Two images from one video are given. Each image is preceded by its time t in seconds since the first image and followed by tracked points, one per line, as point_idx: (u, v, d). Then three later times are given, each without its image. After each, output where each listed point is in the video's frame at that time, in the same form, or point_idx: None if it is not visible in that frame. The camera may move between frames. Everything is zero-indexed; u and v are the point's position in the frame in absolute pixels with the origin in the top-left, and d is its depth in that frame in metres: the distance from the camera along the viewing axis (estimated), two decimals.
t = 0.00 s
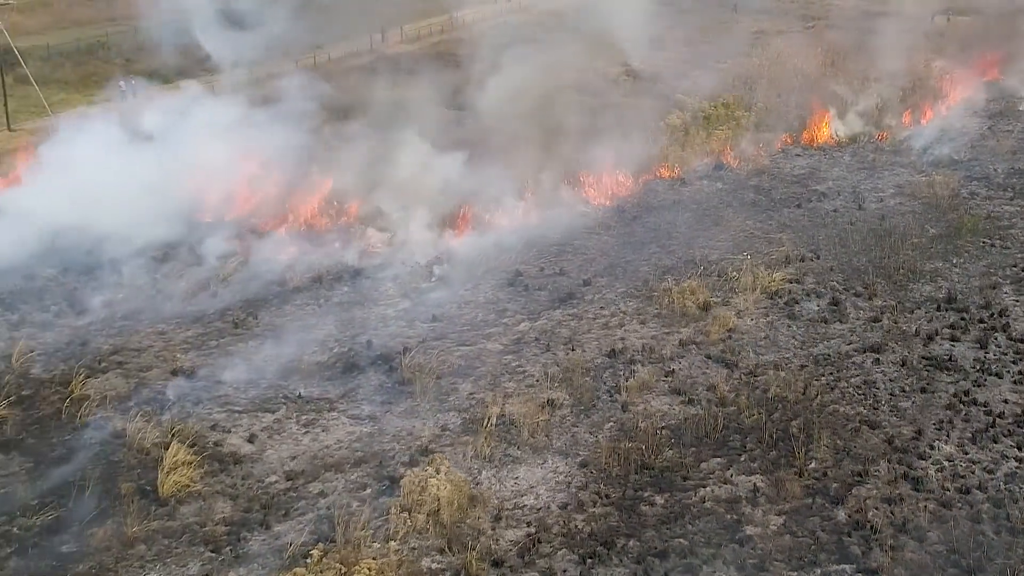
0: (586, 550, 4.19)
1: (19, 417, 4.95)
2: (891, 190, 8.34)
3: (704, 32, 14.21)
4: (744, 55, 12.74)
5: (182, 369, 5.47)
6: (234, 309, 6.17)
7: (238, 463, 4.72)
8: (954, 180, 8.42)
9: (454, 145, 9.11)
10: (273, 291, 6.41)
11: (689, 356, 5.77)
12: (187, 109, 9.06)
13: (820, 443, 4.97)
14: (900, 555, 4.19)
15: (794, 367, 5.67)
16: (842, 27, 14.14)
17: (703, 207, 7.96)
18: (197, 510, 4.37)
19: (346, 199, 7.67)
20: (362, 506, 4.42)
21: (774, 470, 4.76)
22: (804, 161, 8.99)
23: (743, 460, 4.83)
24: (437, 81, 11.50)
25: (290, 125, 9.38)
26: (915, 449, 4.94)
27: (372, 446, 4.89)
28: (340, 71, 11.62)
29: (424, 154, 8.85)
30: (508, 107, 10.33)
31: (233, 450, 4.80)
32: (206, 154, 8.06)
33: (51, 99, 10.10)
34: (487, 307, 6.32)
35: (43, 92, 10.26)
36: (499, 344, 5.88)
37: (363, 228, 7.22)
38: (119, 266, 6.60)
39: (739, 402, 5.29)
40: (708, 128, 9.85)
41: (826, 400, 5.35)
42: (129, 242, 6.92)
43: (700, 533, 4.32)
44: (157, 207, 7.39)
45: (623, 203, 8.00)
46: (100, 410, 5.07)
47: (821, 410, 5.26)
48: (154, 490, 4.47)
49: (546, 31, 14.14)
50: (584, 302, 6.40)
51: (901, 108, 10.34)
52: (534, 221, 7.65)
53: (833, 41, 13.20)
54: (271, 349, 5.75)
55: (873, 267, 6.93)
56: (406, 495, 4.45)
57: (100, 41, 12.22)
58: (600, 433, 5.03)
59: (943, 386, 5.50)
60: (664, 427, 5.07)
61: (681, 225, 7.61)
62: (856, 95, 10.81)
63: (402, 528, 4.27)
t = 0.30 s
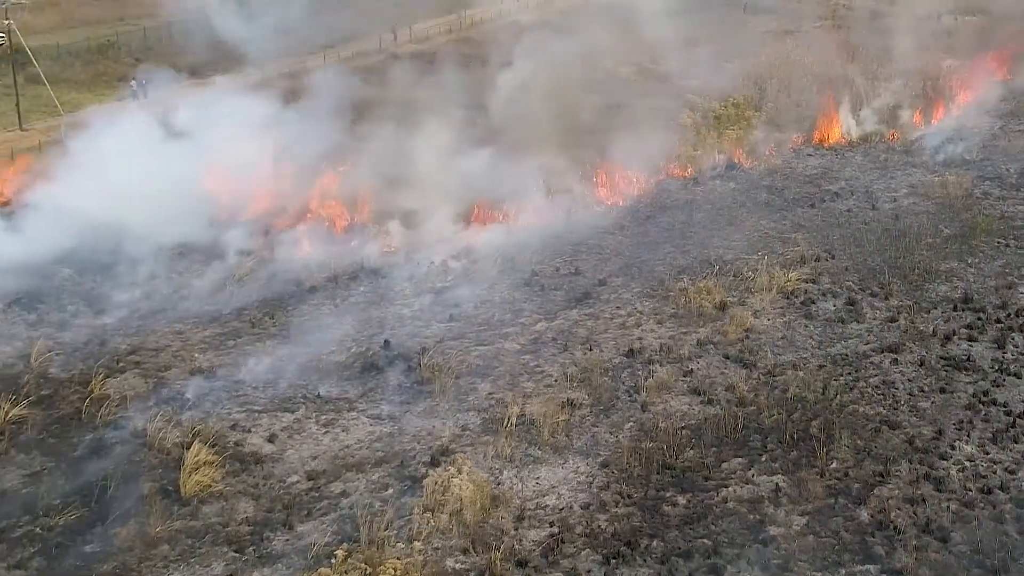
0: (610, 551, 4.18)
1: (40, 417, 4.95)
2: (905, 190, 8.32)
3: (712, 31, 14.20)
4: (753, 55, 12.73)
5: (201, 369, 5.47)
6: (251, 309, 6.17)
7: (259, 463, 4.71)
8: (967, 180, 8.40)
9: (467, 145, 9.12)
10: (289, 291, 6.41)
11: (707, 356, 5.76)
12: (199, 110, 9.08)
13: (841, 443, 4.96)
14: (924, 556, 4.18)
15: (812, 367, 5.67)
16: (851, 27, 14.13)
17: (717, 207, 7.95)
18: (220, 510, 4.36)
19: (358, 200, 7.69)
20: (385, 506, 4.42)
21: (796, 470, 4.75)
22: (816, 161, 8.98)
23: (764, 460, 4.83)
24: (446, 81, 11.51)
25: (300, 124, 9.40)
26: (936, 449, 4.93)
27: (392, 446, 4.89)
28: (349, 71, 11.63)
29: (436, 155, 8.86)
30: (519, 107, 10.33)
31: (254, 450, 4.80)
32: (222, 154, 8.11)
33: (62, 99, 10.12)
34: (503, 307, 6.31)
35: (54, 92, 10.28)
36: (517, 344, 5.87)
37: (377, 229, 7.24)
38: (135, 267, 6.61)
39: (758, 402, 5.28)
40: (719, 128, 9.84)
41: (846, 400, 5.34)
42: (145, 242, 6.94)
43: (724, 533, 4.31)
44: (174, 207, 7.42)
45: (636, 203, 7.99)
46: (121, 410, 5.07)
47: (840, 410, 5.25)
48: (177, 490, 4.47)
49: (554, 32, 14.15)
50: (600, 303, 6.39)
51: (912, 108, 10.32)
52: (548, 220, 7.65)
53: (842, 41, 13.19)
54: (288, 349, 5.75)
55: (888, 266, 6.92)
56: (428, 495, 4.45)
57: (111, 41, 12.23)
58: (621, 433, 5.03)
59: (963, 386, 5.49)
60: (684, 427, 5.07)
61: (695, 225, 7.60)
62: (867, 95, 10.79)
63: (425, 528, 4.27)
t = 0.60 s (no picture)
0: (631, 552, 4.17)
1: (56, 418, 4.94)
2: (915, 190, 8.31)
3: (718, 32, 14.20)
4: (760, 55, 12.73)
5: (216, 370, 5.46)
6: (264, 309, 6.15)
7: (277, 464, 4.70)
8: (977, 180, 8.39)
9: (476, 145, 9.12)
10: (301, 291, 6.40)
11: (722, 356, 5.76)
12: (211, 106, 9.03)
13: (859, 443, 4.95)
14: (945, 557, 4.16)
15: (828, 368, 5.66)
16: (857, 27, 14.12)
17: (728, 207, 7.94)
18: (239, 511, 4.35)
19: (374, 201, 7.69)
20: (404, 507, 4.41)
21: (814, 471, 4.74)
22: (825, 161, 8.97)
23: (782, 460, 4.82)
24: (453, 81, 11.52)
25: (312, 123, 9.37)
26: (955, 450, 4.92)
27: (410, 447, 4.88)
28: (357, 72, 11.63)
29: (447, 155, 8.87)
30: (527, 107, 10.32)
31: (272, 451, 4.79)
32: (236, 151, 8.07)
33: (71, 99, 10.12)
34: (517, 307, 6.30)
35: (61, 92, 10.28)
36: (531, 344, 5.87)
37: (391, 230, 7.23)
38: (154, 265, 6.61)
39: (775, 402, 5.28)
40: (727, 128, 9.84)
41: (862, 401, 5.33)
42: (163, 240, 6.93)
43: (744, 534, 4.30)
44: (190, 206, 7.41)
45: (647, 204, 7.98)
46: (137, 410, 5.06)
47: (857, 411, 5.24)
48: (195, 491, 4.46)
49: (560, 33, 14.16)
50: (614, 303, 6.38)
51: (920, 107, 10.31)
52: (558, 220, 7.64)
53: (849, 41, 13.19)
54: (303, 350, 5.73)
55: (901, 267, 6.91)
56: (448, 496, 4.44)
57: (118, 40, 12.23)
58: (638, 433, 5.03)
59: (979, 387, 5.47)
60: (701, 428, 5.06)
61: (706, 225, 7.59)
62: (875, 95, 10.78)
63: (446, 529, 4.26)
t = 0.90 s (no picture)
0: (648, 553, 4.16)
1: (70, 419, 4.94)
2: (925, 191, 8.30)
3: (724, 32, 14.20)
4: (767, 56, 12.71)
5: (229, 371, 5.46)
6: (276, 310, 6.15)
7: (293, 465, 4.70)
8: (986, 180, 8.37)
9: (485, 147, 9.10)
10: (312, 292, 6.39)
11: (735, 357, 5.76)
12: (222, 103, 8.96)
13: (874, 445, 4.93)
14: (963, 558, 4.15)
15: (841, 369, 5.65)
16: (864, 28, 14.11)
17: (737, 207, 7.94)
18: (255, 512, 4.35)
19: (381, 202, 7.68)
20: (419, 508, 4.40)
21: (829, 472, 4.73)
22: (834, 161, 8.97)
23: (797, 461, 4.81)
24: (461, 83, 11.52)
25: (322, 122, 9.32)
26: (970, 451, 4.89)
27: (424, 448, 4.88)
28: (364, 74, 11.64)
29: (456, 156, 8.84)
30: (535, 108, 10.31)
31: (287, 452, 4.79)
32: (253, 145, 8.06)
33: (79, 99, 10.15)
34: (529, 308, 6.30)
35: (70, 92, 10.30)
36: (544, 345, 5.86)
37: (399, 232, 7.22)
38: (170, 261, 6.66)
39: (789, 403, 5.27)
40: (736, 129, 9.83)
41: (876, 402, 5.31)
42: (179, 237, 6.96)
43: (761, 535, 4.29)
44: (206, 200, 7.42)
45: (656, 204, 7.96)
46: (151, 411, 5.06)
47: (871, 412, 5.22)
48: (211, 491, 4.46)
49: (567, 34, 14.16)
50: (625, 304, 6.38)
51: (928, 108, 10.29)
52: (568, 221, 7.64)
53: (856, 42, 13.18)
54: (315, 350, 5.73)
55: (912, 267, 6.90)
56: (463, 497, 4.44)
57: (125, 41, 12.26)
58: (653, 434, 5.03)
59: (993, 388, 5.45)
60: (715, 429, 5.06)
61: (716, 226, 7.58)
62: (883, 95, 10.76)
63: (462, 531, 4.25)
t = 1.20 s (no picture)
0: (657, 555, 4.15)
1: (76, 420, 4.93)
2: (929, 191, 8.29)
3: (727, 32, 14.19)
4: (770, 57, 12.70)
5: (235, 372, 5.45)
6: (281, 312, 6.14)
7: (300, 466, 4.69)
8: (991, 181, 8.36)
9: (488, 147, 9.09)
10: (318, 293, 6.38)
11: (742, 358, 5.75)
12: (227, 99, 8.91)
13: (882, 446, 4.92)
14: (973, 560, 4.13)
15: (848, 370, 5.64)
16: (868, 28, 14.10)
17: (742, 207, 7.94)
18: (263, 514, 4.34)
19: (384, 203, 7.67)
20: (427, 510, 4.39)
21: (837, 473, 4.72)
22: (838, 161, 8.96)
23: (805, 463, 4.80)
24: (464, 82, 11.51)
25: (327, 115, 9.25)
26: (978, 452, 4.88)
27: (431, 449, 4.87)
28: (367, 74, 11.64)
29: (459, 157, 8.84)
30: (538, 108, 10.31)
31: (293, 453, 4.78)
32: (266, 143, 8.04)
33: (83, 99, 10.16)
34: (535, 309, 6.29)
35: (74, 93, 10.31)
36: (550, 346, 5.85)
37: (402, 232, 7.21)
38: (178, 261, 6.68)
39: (796, 405, 5.26)
40: (740, 130, 9.82)
41: (883, 403, 5.30)
42: (189, 236, 6.99)
43: (769, 537, 4.28)
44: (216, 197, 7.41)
45: (660, 205, 7.96)
46: (157, 412, 5.05)
47: (878, 413, 5.21)
48: (218, 493, 4.45)
49: (570, 34, 14.15)
50: (631, 305, 6.37)
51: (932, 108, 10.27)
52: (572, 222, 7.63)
53: (859, 43, 13.18)
54: (321, 351, 5.73)
55: (918, 268, 6.89)
56: (472, 499, 4.44)
57: (127, 41, 12.27)
58: (660, 435, 5.02)
59: (1000, 389, 5.44)
60: (723, 431, 5.05)
61: (722, 226, 7.57)
62: (887, 95, 10.75)
63: (470, 532, 4.25)
